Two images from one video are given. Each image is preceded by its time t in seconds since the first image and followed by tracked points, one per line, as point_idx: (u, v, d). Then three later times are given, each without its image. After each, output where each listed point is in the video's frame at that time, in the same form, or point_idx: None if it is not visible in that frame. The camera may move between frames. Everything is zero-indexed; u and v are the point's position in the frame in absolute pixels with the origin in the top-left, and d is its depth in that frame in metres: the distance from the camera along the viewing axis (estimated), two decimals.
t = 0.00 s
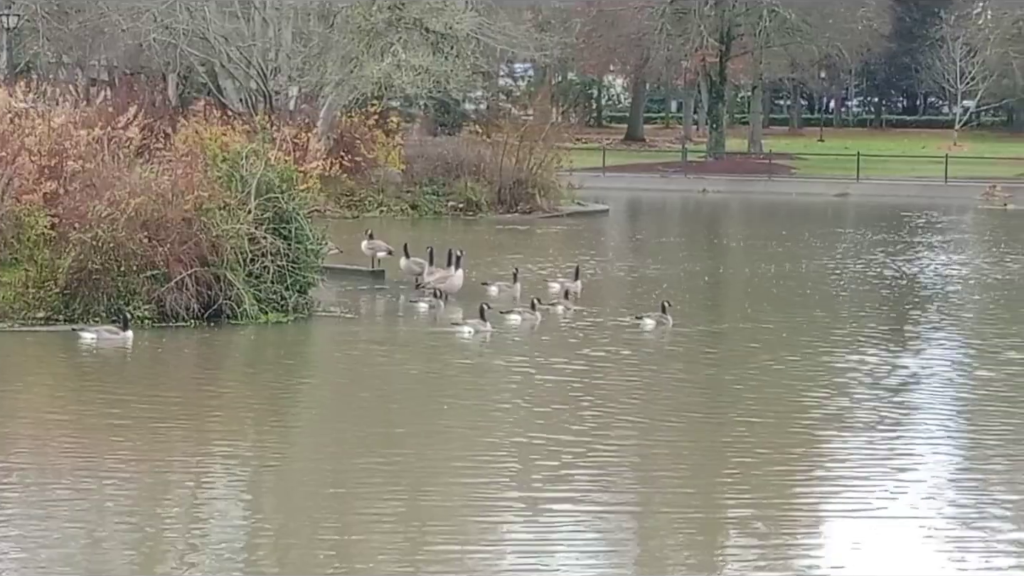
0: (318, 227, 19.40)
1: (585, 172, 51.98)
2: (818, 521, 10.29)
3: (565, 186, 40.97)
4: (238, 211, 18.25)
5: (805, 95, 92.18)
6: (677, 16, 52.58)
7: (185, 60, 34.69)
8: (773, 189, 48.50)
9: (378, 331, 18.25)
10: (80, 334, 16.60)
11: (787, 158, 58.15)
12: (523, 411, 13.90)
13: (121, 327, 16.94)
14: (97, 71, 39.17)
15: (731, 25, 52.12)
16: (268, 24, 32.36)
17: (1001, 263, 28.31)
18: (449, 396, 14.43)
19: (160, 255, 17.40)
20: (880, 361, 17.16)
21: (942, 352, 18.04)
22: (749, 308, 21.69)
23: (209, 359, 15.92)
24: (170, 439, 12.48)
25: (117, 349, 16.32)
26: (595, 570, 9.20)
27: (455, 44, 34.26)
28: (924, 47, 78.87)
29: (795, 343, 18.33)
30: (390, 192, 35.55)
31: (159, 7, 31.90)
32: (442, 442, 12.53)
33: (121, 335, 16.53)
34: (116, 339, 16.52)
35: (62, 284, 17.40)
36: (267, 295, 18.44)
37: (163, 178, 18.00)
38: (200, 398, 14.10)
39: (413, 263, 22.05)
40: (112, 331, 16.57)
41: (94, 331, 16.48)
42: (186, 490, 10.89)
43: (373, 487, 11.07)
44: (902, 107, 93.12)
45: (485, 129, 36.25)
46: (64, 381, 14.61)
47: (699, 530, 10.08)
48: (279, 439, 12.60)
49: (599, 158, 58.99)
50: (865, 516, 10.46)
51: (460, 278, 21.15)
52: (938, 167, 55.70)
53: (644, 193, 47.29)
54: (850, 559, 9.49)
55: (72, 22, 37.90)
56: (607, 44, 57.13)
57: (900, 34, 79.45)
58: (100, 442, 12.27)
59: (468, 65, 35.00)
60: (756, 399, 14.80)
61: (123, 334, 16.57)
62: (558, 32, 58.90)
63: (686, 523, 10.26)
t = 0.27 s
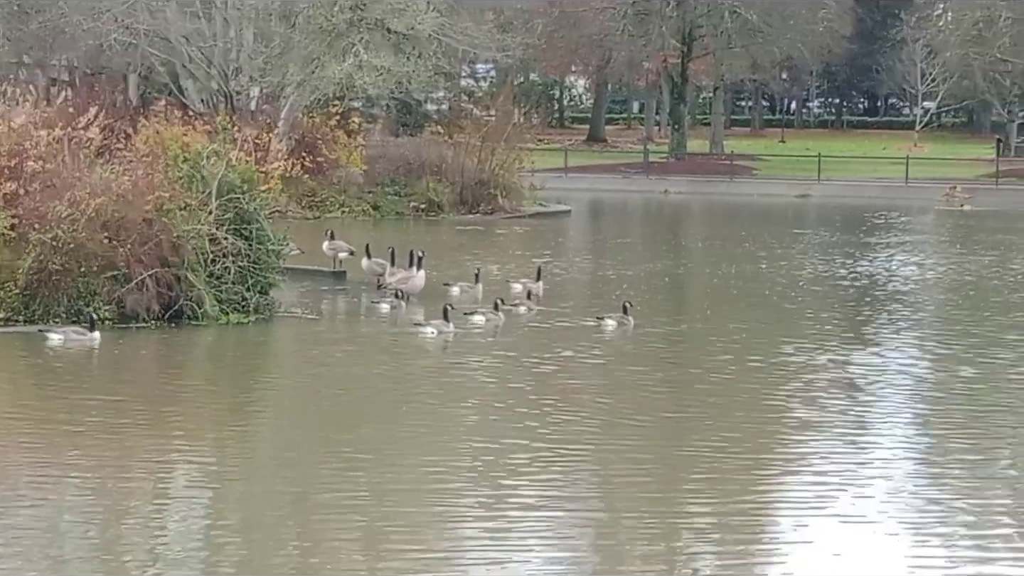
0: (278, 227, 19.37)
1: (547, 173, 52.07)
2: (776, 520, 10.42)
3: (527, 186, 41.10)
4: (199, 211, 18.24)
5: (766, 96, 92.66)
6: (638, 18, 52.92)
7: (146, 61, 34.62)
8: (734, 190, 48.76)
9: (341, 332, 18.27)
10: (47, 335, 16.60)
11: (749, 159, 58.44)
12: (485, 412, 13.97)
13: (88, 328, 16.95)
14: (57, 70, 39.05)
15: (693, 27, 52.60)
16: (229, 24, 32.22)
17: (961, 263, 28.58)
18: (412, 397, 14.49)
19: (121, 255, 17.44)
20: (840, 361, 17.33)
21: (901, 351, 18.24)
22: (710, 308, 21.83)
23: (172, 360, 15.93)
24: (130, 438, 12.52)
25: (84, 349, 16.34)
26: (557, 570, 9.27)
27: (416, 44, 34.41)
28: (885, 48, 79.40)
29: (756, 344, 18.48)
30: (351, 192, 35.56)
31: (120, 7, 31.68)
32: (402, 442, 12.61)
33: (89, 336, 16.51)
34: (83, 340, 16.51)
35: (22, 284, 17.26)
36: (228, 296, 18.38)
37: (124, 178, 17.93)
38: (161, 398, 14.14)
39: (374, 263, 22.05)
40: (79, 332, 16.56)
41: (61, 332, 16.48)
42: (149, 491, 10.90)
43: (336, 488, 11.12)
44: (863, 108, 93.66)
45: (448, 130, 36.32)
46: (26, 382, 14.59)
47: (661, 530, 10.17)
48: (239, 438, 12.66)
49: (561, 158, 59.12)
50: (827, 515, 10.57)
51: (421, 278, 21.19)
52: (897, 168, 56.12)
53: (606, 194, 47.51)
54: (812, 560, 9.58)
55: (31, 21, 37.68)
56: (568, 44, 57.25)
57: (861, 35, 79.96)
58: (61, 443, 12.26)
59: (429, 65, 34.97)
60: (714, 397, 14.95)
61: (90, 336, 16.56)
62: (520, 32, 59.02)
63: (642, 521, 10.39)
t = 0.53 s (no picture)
0: (234, 229, 19.35)
1: (504, 174, 52.10)
2: (732, 521, 10.53)
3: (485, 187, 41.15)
4: (155, 212, 18.21)
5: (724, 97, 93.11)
6: (596, 19, 53.13)
7: (102, 62, 34.41)
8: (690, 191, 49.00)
9: (298, 333, 18.28)
10: (9, 337, 16.55)
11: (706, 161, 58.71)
12: (444, 413, 14.02)
13: (50, 329, 16.87)
14: (12, 72, 38.73)
15: (650, 29, 52.85)
16: (186, 25, 31.84)
17: (915, 264, 28.84)
18: (370, 398, 14.53)
19: (76, 257, 17.30)
20: (796, 363, 17.48)
21: (855, 352, 18.44)
22: (666, 310, 21.96)
23: (129, 362, 15.89)
24: (86, 439, 12.52)
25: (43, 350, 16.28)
26: (516, 570, 9.34)
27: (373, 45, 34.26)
28: (841, 51, 79.93)
29: (713, 345, 18.61)
30: (309, 193, 35.38)
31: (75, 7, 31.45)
32: (360, 443, 12.65)
33: (50, 337, 16.42)
34: (45, 341, 16.42)
35: None
36: (184, 297, 18.40)
37: (79, 179, 17.77)
38: (118, 399, 14.12)
39: (331, 265, 22.03)
40: (41, 334, 16.49)
41: (23, 334, 16.42)
42: (106, 493, 10.90)
43: (295, 489, 11.15)
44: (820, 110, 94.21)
45: (405, 131, 36.32)
46: None
47: (619, 532, 10.25)
48: (196, 440, 12.67)
49: (519, 160, 59.21)
50: (782, 517, 10.67)
51: (379, 280, 21.20)
52: (853, 169, 56.53)
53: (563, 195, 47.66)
54: (769, 561, 9.68)
55: None
56: (526, 46, 57.36)
57: (817, 37, 80.45)
58: (18, 446, 12.23)
59: (386, 66, 35.25)
60: (671, 398, 15.07)
61: (51, 337, 16.47)
62: (477, 34, 59.06)
63: (598, 522, 10.49)
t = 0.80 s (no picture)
0: (193, 229, 19.33)
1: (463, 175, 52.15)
2: (690, 521, 10.63)
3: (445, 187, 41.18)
4: (113, 212, 18.16)
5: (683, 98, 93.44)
6: (555, 20, 53.33)
7: (60, 61, 34.25)
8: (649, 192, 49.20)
9: (257, 334, 18.28)
10: None
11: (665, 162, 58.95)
12: (405, 414, 14.06)
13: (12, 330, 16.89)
14: None
15: (609, 30, 52.71)
16: (144, 25, 31.66)
17: (873, 265, 29.06)
18: (331, 399, 14.55)
19: (33, 257, 17.25)
20: (754, 364, 17.60)
21: (812, 353, 18.60)
22: (626, 310, 22.06)
23: (88, 362, 15.88)
24: (44, 439, 12.54)
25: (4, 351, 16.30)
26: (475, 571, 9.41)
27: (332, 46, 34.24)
28: (800, 52, 80.37)
29: (671, 346, 18.72)
30: (268, 194, 35.27)
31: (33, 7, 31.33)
32: (320, 444, 12.70)
33: (15, 338, 16.45)
34: (9, 342, 16.45)
35: None
36: (142, 298, 18.41)
37: (36, 179, 17.73)
38: (77, 400, 14.12)
39: (290, 265, 22.01)
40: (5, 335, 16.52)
41: None
42: (64, 495, 10.89)
43: (255, 491, 11.17)
44: (779, 111, 94.66)
45: (364, 132, 36.28)
46: None
47: (578, 532, 10.33)
48: (155, 440, 12.70)
49: (478, 160, 59.26)
50: (741, 518, 10.75)
51: (338, 280, 21.22)
52: (811, 171, 56.88)
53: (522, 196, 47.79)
54: (726, 561, 9.77)
55: None
56: (486, 46, 57.42)
57: (776, 38, 80.83)
58: None
59: (345, 66, 35.21)
60: (629, 399, 15.18)
61: (14, 338, 16.46)
62: (437, 34, 59.09)
63: (557, 522, 10.58)
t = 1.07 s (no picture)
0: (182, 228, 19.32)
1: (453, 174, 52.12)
2: (681, 520, 10.62)
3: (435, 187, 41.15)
4: (103, 212, 18.14)
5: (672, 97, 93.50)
6: (544, 19, 53.72)
7: (49, 61, 34.15)
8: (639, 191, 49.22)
9: (247, 333, 18.28)
10: None
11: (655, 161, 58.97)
12: (395, 413, 14.05)
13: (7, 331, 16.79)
14: None
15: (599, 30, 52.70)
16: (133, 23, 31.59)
17: (862, 264, 29.12)
18: (321, 399, 14.55)
19: (23, 257, 17.24)
20: (744, 362, 17.63)
21: (803, 352, 18.61)
22: (616, 309, 22.09)
23: (79, 362, 15.85)
24: (34, 439, 12.51)
25: None
26: (467, 570, 9.40)
27: (321, 44, 34.27)
28: (789, 51, 80.50)
29: (661, 345, 18.74)
30: (257, 193, 35.38)
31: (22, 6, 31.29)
32: (311, 444, 12.67)
33: (11, 338, 16.35)
34: (5, 342, 16.35)
35: None
36: (132, 297, 18.39)
37: (26, 178, 17.71)
38: (67, 400, 14.08)
39: (280, 264, 22.00)
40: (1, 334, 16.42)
41: None
42: (55, 494, 10.86)
43: (246, 490, 11.16)
44: (768, 110, 94.75)
45: (354, 130, 36.22)
46: None
47: (569, 531, 10.32)
48: (145, 440, 12.67)
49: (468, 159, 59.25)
50: (732, 517, 10.75)
51: (327, 280, 21.22)
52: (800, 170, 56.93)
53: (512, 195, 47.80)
54: (718, 560, 9.78)
55: None
56: (476, 45, 57.43)
57: (766, 37, 80.91)
58: None
59: (335, 65, 35.24)
60: (620, 398, 15.17)
61: (8, 337, 16.37)
62: (426, 33, 59.05)
63: (548, 521, 10.57)
